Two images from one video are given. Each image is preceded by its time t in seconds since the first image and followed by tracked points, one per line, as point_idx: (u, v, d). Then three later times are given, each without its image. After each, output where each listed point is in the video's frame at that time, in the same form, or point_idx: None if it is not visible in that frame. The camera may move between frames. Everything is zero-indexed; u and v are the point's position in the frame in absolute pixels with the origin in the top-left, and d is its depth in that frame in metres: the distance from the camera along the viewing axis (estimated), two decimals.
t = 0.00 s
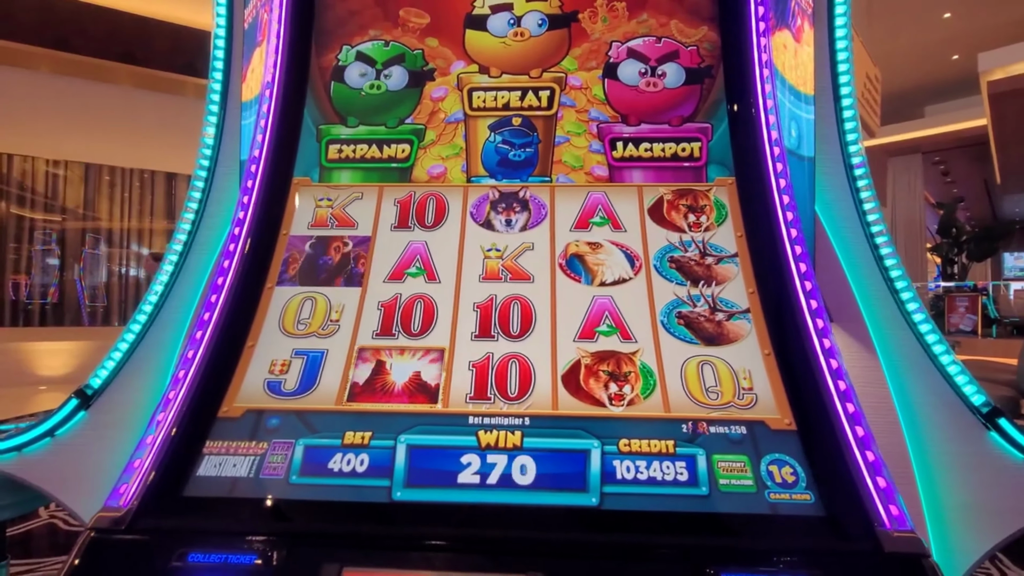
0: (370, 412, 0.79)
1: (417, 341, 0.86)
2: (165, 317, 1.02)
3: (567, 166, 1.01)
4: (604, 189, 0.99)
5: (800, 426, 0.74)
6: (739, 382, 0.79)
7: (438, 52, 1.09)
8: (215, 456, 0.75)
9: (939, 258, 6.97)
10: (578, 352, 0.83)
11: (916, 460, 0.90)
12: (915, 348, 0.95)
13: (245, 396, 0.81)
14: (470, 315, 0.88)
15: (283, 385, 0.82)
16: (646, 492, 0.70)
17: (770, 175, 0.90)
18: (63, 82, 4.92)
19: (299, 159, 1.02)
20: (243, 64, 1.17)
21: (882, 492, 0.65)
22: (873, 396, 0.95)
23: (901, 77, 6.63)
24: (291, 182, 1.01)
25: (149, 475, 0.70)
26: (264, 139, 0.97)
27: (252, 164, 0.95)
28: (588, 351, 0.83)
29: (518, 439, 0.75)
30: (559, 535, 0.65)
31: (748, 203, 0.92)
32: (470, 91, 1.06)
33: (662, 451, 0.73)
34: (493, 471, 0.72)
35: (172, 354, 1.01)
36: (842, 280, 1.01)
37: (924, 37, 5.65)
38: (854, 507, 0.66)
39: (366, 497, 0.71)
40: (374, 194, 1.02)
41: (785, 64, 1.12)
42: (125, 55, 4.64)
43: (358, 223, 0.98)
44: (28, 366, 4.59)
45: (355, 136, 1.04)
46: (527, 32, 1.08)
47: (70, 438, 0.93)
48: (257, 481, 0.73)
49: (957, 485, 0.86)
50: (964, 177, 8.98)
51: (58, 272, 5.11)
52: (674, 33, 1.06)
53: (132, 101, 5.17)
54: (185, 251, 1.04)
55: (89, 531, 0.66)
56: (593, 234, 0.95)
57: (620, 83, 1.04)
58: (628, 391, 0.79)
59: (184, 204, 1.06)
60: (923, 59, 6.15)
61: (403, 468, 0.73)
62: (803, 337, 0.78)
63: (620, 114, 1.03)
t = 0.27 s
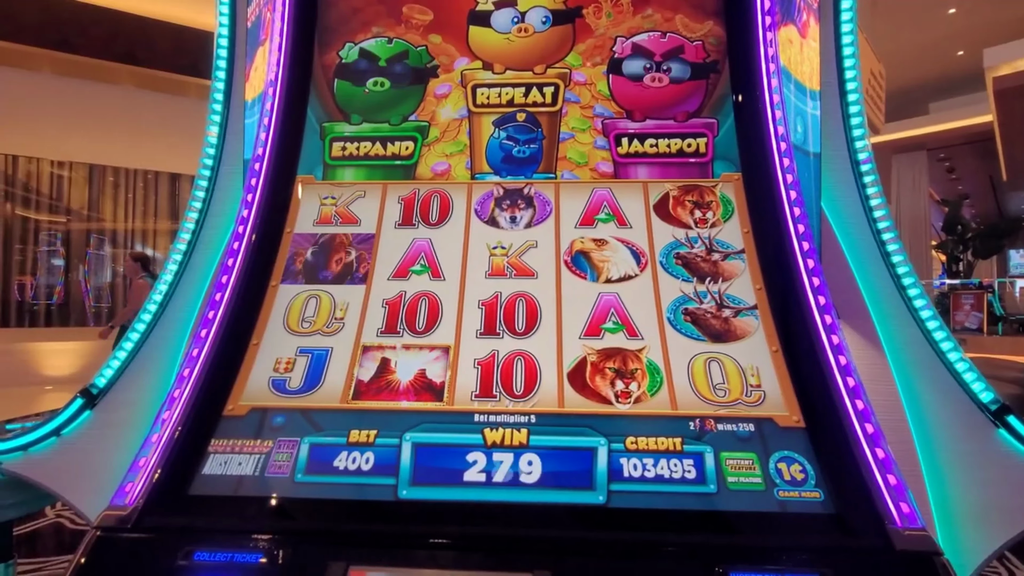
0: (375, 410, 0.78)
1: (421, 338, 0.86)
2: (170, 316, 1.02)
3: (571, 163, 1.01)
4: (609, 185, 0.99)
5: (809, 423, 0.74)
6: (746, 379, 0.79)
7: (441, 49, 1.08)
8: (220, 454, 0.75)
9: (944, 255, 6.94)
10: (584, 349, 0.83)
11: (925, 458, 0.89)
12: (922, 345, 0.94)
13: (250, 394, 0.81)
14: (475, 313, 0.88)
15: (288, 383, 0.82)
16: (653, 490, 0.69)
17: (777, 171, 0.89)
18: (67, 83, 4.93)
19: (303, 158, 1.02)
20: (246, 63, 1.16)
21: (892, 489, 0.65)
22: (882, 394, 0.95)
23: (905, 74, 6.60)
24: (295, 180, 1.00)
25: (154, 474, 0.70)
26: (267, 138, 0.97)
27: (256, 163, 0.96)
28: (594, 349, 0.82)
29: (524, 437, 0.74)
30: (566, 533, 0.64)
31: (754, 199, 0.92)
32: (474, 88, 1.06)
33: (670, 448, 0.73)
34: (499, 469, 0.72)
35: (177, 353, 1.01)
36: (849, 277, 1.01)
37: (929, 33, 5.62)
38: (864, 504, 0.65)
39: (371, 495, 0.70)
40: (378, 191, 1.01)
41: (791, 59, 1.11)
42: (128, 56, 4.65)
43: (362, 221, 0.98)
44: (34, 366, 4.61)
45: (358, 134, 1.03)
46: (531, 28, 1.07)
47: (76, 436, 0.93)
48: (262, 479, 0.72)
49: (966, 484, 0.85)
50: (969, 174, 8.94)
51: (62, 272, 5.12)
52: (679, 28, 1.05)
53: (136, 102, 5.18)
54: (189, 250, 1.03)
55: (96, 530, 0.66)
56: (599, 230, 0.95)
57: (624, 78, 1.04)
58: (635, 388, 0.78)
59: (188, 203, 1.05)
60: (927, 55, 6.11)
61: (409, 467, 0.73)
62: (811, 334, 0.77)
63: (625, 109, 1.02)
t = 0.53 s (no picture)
0: (376, 407, 0.78)
1: (423, 336, 0.85)
2: (172, 317, 1.01)
3: (572, 159, 1.00)
4: (610, 181, 0.98)
5: (813, 419, 0.73)
6: (749, 374, 0.78)
7: (441, 46, 1.08)
8: (222, 453, 0.75)
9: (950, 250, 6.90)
10: (585, 345, 0.82)
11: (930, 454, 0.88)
12: (928, 341, 0.93)
13: (251, 393, 0.81)
14: (476, 310, 0.87)
15: (289, 381, 0.82)
16: (656, 486, 0.69)
17: (779, 165, 0.88)
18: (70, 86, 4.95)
19: (303, 156, 1.02)
20: (246, 64, 1.17)
21: (898, 484, 0.64)
22: (886, 390, 0.94)
23: (909, 69, 6.57)
24: (296, 179, 1.00)
25: (156, 473, 0.70)
26: (268, 136, 0.97)
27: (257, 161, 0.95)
28: (596, 345, 0.82)
29: (526, 434, 0.74)
30: (568, 530, 0.64)
31: (757, 194, 0.91)
32: (473, 85, 1.05)
33: (672, 444, 0.72)
34: (501, 466, 0.71)
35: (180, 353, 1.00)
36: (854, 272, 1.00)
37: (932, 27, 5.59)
38: (869, 500, 0.65)
39: (373, 493, 0.70)
40: (378, 189, 1.01)
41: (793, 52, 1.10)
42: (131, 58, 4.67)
43: (362, 219, 0.98)
44: (40, 368, 4.64)
45: (358, 132, 1.03)
46: (531, 23, 1.07)
47: (81, 436, 0.93)
48: (264, 478, 0.72)
49: (973, 480, 0.84)
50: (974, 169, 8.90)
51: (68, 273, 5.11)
52: (679, 23, 1.04)
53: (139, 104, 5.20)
54: (192, 250, 1.03)
55: (97, 529, 0.65)
56: (600, 226, 0.94)
57: (625, 73, 1.03)
58: (637, 384, 0.78)
59: (190, 203, 1.05)
60: (931, 49, 6.08)
61: (410, 464, 0.72)
62: (814, 328, 0.77)
63: (625, 105, 1.02)
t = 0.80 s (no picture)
0: (376, 404, 0.78)
1: (424, 333, 0.85)
2: (174, 316, 1.00)
3: (573, 153, 0.99)
4: (612, 176, 0.98)
5: (818, 414, 0.72)
6: (753, 369, 0.77)
7: (441, 41, 1.07)
8: (222, 450, 0.75)
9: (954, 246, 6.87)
10: (588, 341, 0.81)
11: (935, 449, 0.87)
12: (933, 336, 0.92)
13: (251, 390, 0.80)
14: (477, 306, 0.87)
15: (289, 379, 0.81)
16: (660, 482, 0.68)
17: (782, 159, 0.88)
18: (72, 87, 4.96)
19: (302, 152, 1.01)
20: (246, 61, 1.16)
21: (904, 480, 0.63)
22: (890, 386, 0.93)
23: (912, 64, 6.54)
24: (295, 175, 1.00)
25: (156, 471, 0.70)
26: (267, 132, 0.97)
27: (256, 159, 0.95)
28: (598, 341, 0.81)
29: (528, 431, 0.73)
30: (571, 527, 0.63)
31: (760, 188, 0.90)
32: (473, 80, 1.04)
33: (676, 440, 0.72)
34: (502, 463, 0.71)
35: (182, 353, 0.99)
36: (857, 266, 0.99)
37: (936, 21, 5.56)
38: (875, 496, 0.64)
39: (373, 490, 0.70)
40: (378, 185, 1.00)
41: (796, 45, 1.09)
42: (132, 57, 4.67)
43: (362, 216, 0.97)
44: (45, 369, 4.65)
45: (358, 128, 1.03)
46: (531, 17, 1.06)
47: (84, 435, 0.93)
48: (264, 475, 0.72)
49: (978, 475, 0.84)
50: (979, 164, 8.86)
51: (71, 273, 5.08)
52: (681, 15, 1.03)
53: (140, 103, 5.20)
54: (193, 249, 1.02)
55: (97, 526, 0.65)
56: (602, 221, 0.93)
57: (626, 67, 1.02)
58: (639, 380, 0.77)
59: (191, 201, 1.05)
60: (935, 44, 6.05)
61: (411, 461, 0.72)
62: (819, 323, 0.76)
63: (627, 99, 1.01)
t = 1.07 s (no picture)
0: (376, 405, 0.77)
1: (425, 332, 0.84)
2: (175, 317, 0.99)
3: (574, 150, 0.98)
4: (613, 172, 0.96)
5: (824, 412, 0.71)
6: (758, 367, 0.76)
7: (440, 37, 1.06)
8: (222, 452, 0.74)
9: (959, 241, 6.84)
10: (590, 339, 0.81)
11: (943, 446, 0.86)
12: (939, 331, 0.91)
13: (251, 391, 0.79)
14: (479, 305, 0.86)
15: (290, 379, 0.81)
16: (664, 482, 0.67)
17: (787, 153, 0.86)
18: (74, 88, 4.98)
19: (301, 151, 1.01)
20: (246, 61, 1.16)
21: (913, 478, 0.62)
22: (898, 381, 0.91)
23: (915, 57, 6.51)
24: (294, 174, 0.99)
25: (156, 473, 0.69)
26: (266, 131, 0.96)
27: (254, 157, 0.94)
28: (600, 339, 0.80)
29: (530, 430, 0.73)
30: (574, 527, 0.62)
31: (763, 183, 0.89)
32: (473, 76, 1.03)
33: (680, 439, 0.71)
34: (505, 463, 0.70)
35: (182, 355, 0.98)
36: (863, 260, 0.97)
37: (938, 15, 5.53)
38: (884, 495, 0.63)
39: (374, 491, 0.69)
40: (378, 184, 1.00)
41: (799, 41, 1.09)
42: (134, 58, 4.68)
43: (362, 214, 0.96)
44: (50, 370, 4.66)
45: (356, 126, 1.02)
46: (530, 13, 1.05)
47: (86, 437, 0.92)
48: (264, 477, 0.71)
49: (988, 471, 0.82)
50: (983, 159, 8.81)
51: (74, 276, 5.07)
52: (682, 9, 1.02)
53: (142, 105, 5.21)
54: (194, 249, 1.02)
55: (97, 530, 0.64)
56: (603, 218, 0.92)
57: (628, 61, 1.01)
58: (643, 378, 0.76)
59: (192, 202, 1.04)
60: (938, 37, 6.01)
61: (412, 462, 0.71)
62: (824, 319, 0.75)
63: (628, 94, 1.00)
